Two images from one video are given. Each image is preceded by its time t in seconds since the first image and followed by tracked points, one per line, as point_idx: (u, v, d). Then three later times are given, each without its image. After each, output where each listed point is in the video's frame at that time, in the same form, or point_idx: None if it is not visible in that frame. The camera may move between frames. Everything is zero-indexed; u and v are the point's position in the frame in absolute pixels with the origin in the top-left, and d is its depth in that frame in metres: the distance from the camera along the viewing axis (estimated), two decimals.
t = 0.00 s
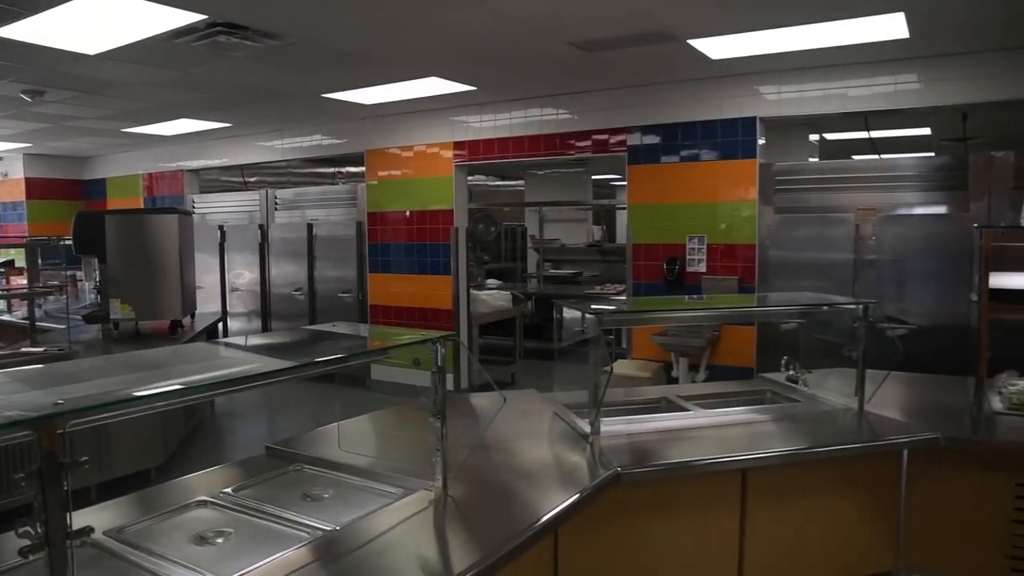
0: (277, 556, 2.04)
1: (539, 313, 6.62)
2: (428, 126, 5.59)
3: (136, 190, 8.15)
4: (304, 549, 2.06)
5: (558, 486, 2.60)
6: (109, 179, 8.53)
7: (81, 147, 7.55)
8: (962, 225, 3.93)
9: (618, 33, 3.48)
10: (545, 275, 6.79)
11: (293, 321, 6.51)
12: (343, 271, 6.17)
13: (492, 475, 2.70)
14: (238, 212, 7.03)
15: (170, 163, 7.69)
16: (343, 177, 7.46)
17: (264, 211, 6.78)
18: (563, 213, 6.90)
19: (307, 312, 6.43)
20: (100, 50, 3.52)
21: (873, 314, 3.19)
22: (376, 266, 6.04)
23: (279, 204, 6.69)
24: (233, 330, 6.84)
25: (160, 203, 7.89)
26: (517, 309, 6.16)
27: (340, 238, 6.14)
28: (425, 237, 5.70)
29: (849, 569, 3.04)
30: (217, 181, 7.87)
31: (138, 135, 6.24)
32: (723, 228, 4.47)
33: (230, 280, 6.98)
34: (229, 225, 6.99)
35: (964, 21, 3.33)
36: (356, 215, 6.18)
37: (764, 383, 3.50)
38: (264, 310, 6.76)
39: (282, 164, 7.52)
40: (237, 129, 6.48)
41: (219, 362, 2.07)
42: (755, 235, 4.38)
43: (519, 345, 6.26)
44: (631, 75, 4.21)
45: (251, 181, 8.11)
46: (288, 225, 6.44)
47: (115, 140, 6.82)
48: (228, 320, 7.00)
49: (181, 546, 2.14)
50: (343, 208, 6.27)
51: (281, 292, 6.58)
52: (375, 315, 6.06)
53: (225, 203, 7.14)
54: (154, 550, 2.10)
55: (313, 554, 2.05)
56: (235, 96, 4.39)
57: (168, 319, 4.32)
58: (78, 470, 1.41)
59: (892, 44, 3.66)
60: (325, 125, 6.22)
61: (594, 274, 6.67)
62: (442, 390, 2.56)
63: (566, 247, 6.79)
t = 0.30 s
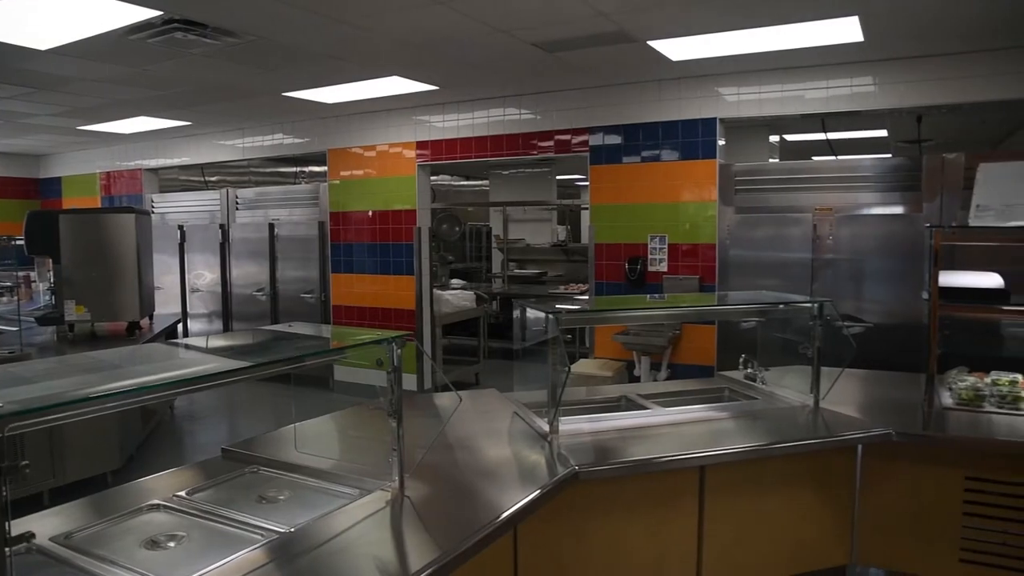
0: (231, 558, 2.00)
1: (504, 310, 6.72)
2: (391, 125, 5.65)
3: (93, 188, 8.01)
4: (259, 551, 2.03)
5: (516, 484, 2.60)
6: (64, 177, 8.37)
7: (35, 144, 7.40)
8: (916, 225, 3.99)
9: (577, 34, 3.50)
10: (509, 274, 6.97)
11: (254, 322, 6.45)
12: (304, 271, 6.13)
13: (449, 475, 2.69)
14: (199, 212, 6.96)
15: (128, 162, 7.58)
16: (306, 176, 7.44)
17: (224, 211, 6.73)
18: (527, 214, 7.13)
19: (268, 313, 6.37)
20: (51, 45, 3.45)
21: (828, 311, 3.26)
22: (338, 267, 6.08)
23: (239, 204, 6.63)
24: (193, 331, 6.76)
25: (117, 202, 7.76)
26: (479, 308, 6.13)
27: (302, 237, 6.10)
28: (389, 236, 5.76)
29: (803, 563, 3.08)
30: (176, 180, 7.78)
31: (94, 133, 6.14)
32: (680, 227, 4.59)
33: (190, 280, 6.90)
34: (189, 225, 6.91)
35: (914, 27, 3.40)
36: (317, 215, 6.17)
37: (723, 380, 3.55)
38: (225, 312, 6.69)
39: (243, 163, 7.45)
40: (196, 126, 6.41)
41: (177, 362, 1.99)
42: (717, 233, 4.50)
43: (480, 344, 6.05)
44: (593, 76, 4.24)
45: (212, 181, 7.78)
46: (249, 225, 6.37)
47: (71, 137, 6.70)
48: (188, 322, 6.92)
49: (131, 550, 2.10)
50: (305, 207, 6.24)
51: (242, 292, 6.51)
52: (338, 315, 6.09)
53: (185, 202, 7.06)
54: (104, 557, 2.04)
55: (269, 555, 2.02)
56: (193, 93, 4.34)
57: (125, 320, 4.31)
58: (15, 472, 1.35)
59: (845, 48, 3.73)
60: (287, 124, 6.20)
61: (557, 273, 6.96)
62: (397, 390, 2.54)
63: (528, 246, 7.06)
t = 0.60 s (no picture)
0: (186, 562, 1.97)
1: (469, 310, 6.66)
2: (354, 126, 5.66)
3: (50, 188, 7.88)
4: (214, 554, 2.00)
5: (476, 484, 2.60)
6: (19, 177, 8.21)
7: None
8: (871, 227, 4.05)
9: (540, 36, 3.51)
10: (475, 275, 7.03)
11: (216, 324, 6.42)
12: (267, 272, 6.09)
13: (407, 476, 2.67)
14: (159, 213, 6.90)
15: (85, 162, 7.46)
16: (270, 177, 7.49)
17: (186, 212, 6.68)
18: (493, 214, 7.31)
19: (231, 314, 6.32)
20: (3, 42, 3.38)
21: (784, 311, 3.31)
22: (302, 268, 6.05)
23: (201, 205, 6.59)
24: (154, 333, 6.70)
25: (75, 202, 7.63)
26: (445, 309, 6.07)
27: (264, 239, 6.08)
28: (353, 237, 5.77)
29: (761, 560, 3.12)
30: (137, 180, 7.81)
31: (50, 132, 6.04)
32: (642, 227, 4.64)
33: (150, 282, 6.83)
34: (150, 226, 6.84)
35: (871, 31, 3.46)
36: (280, 215, 6.14)
37: (684, 380, 3.57)
38: (186, 314, 6.63)
39: (206, 163, 7.37)
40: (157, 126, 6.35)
41: (135, 364, 1.96)
42: (678, 233, 4.54)
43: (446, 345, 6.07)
44: (558, 77, 4.25)
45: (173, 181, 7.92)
46: (211, 226, 6.33)
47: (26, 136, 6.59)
48: (149, 324, 6.84)
49: (81, 557, 2.05)
50: (268, 208, 6.22)
51: (203, 294, 6.47)
52: (302, 316, 6.07)
53: (145, 203, 6.98)
54: (51, 565, 1.99)
55: (224, 558, 1.99)
56: (153, 92, 4.27)
57: (81, 322, 4.35)
58: None
59: (805, 51, 3.78)
60: (249, 124, 6.18)
61: (523, 272, 7.08)
62: (355, 392, 2.52)
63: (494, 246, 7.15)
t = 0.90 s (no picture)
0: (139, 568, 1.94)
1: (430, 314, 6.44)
2: (318, 126, 5.67)
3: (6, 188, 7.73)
4: (169, 560, 1.97)
5: (436, 485, 2.59)
6: None
7: None
8: (831, 228, 4.15)
9: (503, 38, 3.51)
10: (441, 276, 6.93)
11: (178, 326, 6.38)
12: (231, 273, 6.09)
13: (366, 479, 2.66)
14: (119, 214, 6.82)
15: (42, 161, 7.33)
16: (233, 177, 7.43)
17: (147, 213, 6.62)
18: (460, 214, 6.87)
19: (194, 316, 6.31)
20: None
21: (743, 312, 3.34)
22: (265, 270, 6.02)
23: (162, 205, 6.56)
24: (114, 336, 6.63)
25: (32, 202, 7.50)
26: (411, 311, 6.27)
27: (227, 241, 6.07)
28: (318, 239, 5.75)
29: (720, 559, 3.15)
30: (96, 180, 7.65)
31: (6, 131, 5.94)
32: (604, 229, 4.72)
33: (111, 284, 6.75)
34: (109, 227, 6.76)
35: (829, 37, 3.51)
36: (244, 217, 6.11)
37: (646, 380, 3.60)
38: (148, 316, 6.60)
39: (168, 163, 7.29)
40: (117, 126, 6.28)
41: (94, 367, 1.93)
42: (642, 235, 4.63)
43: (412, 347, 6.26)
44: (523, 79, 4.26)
45: (134, 181, 7.80)
46: (173, 227, 6.30)
47: None
48: (109, 327, 6.77)
49: (29, 566, 2.00)
50: (232, 208, 6.19)
51: (165, 297, 6.46)
52: (266, 318, 6.03)
53: (105, 203, 6.90)
54: None
55: (178, 565, 1.96)
56: (113, 91, 4.21)
57: (38, 325, 4.28)
58: None
59: (766, 55, 3.83)
60: (211, 124, 6.15)
61: (490, 274, 6.93)
62: (311, 395, 2.50)
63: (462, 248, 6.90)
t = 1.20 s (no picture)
0: None
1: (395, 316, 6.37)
2: (282, 127, 5.63)
3: None
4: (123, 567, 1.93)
5: (398, 486, 2.58)
6: None
7: None
8: (794, 227, 4.24)
9: (467, 39, 3.51)
10: (410, 278, 6.82)
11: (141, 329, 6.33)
12: (194, 275, 6.05)
13: (326, 482, 2.64)
14: (79, 215, 6.74)
15: None
16: (197, 177, 7.37)
17: (108, 214, 6.56)
18: (428, 215, 6.83)
19: (157, 319, 6.27)
20: None
21: (705, 312, 3.38)
22: (229, 271, 5.98)
23: (124, 206, 6.50)
24: (75, 338, 6.55)
25: None
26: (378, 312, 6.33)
27: (190, 242, 6.03)
28: (283, 240, 5.70)
29: (683, 557, 3.17)
30: (56, 180, 7.53)
31: None
32: (570, 230, 4.76)
33: (71, 287, 6.66)
34: (69, 228, 6.66)
35: (789, 40, 3.55)
36: (208, 218, 6.07)
37: (610, 380, 3.61)
38: (110, 319, 6.53)
39: (131, 163, 7.21)
40: (76, 125, 6.19)
41: (49, 370, 1.90)
42: (607, 237, 4.68)
43: (380, 348, 6.37)
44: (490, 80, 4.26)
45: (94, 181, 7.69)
46: (135, 229, 6.24)
47: None
48: (70, 329, 6.68)
49: None
50: (196, 209, 6.14)
51: (127, 299, 6.40)
52: (230, 321, 5.98)
53: (65, 204, 6.81)
54: None
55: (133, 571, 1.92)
56: (71, 88, 4.14)
57: None
58: None
59: (727, 58, 3.87)
60: (173, 124, 6.10)
61: (460, 276, 6.84)
62: (268, 398, 2.45)
63: (431, 249, 6.82)
